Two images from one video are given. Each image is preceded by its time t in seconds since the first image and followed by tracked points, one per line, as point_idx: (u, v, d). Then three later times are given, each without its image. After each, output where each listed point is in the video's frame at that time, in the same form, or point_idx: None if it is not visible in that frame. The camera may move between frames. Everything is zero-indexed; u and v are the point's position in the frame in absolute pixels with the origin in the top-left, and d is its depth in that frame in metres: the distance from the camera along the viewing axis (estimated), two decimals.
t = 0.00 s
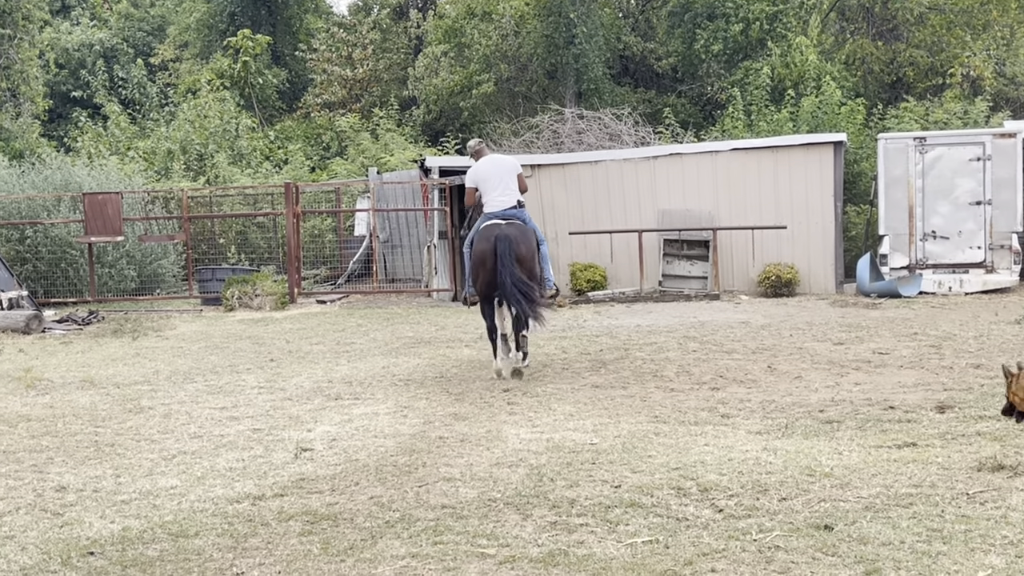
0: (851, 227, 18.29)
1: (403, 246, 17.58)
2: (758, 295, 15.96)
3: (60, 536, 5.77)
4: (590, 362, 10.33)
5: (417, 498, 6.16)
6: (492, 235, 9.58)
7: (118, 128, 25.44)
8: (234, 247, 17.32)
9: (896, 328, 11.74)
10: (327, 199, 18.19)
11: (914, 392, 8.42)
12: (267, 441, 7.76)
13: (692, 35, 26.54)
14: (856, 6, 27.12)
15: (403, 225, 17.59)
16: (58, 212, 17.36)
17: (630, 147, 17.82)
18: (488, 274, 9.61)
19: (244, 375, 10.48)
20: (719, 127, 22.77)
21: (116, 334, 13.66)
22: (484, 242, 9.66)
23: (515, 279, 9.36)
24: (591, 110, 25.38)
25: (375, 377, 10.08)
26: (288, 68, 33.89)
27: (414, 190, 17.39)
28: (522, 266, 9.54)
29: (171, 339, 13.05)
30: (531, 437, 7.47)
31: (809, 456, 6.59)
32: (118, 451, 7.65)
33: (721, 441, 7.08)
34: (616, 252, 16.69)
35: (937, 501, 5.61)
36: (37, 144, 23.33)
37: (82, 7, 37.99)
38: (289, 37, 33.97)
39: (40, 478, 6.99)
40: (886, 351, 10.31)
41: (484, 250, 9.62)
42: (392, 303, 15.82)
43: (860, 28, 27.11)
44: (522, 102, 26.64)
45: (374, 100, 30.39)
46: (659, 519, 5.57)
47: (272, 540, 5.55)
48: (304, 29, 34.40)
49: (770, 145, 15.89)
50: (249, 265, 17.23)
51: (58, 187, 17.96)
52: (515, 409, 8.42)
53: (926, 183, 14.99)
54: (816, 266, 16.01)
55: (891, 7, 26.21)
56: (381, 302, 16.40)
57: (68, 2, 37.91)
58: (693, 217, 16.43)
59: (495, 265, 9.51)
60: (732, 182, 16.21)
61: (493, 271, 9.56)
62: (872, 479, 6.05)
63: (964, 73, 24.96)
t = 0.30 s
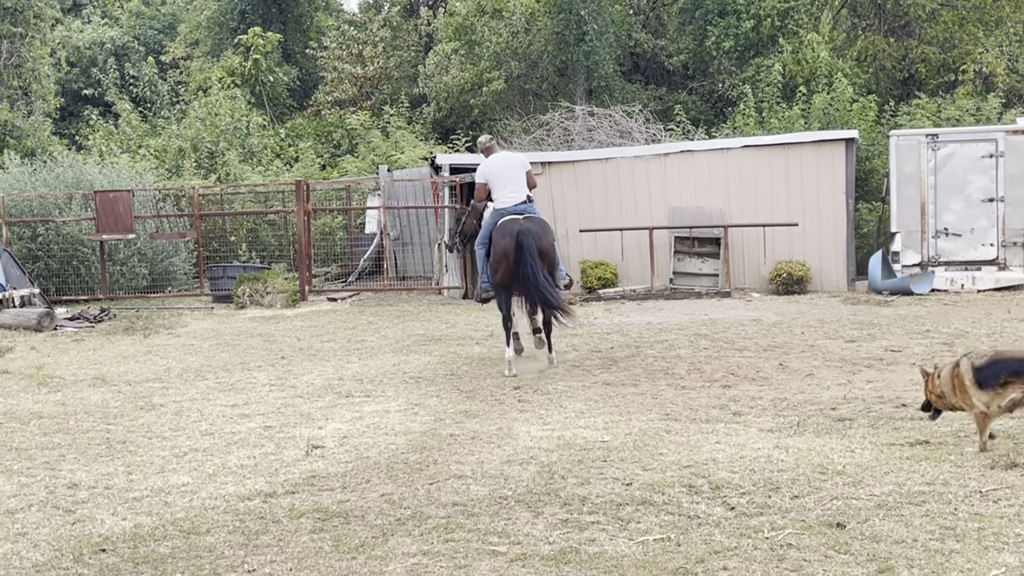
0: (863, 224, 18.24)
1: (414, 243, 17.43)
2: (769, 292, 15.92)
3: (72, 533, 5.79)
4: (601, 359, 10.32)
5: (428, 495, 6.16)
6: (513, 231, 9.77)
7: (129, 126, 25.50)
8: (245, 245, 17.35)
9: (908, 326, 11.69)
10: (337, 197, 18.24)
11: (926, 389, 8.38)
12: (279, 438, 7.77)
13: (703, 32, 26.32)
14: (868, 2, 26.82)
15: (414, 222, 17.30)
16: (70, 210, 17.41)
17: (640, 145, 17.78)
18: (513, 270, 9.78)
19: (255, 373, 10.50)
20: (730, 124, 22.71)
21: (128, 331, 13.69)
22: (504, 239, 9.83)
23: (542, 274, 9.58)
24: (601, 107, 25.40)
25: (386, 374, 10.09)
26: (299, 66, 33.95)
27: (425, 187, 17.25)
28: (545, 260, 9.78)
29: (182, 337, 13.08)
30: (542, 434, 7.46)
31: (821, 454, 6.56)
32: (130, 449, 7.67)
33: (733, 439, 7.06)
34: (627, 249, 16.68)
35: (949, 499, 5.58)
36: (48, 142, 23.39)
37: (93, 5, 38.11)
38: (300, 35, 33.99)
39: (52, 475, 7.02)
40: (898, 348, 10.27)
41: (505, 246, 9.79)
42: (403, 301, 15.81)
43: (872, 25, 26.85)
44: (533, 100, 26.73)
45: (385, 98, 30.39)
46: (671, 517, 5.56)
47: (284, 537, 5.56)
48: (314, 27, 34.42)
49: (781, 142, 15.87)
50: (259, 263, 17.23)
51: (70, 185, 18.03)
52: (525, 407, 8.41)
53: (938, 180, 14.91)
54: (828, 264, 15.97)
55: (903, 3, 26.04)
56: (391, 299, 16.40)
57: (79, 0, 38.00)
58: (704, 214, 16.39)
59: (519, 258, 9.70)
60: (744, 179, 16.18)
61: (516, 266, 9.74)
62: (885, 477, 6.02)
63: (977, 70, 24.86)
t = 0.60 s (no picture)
0: (872, 225, 18.23)
1: (421, 245, 17.47)
2: (777, 293, 15.91)
3: (82, 534, 5.82)
4: (610, 361, 10.33)
5: (436, 497, 6.17)
6: (530, 232, 10.11)
7: (138, 128, 25.56)
8: (254, 246, 17.35)
9: (917, 327, 11.67)
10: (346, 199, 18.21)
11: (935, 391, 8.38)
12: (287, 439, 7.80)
13: (712, 33, 26.30)
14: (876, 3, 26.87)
15: (422, 224, 17.41)
16: (80, 212, 17.47)
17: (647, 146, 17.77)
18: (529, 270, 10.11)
19: (265, 374, 10.53)
20: (738, 125, 22.70)
21: (137, 333, 13.73)
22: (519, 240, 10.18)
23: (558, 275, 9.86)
24: (609, 108, 25.36)
25: (395, 375, 10.10)
26: (308, 68, 34.00)
27: (433, 189, 17.31)
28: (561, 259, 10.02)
29: (192, 338, 13.12)
30: (551, 436, 7.47)
31: (829, 456, 6.55)
32: (140, 450, 7.70)
33: (741, 440, 7.06)
34: (635, 251, 16.63)
35: (958, 501, 5.57)
36: (58, 143, 23.47)
37: (102, 8, 38.25)
38: (308, 37, 34.01)
39: (61, 476, 7.04)
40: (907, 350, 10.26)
41: (522, 248, 10.13)
42: (411, 303, 15.81)
43: (880, 26, 26.91)
44: (541, 101, 26.66)
45: (393, 99, 30.42)
46: (680, 519, 5.56)
47: (293, 539, 5.57)
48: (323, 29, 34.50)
49: (790, 143, 15.87)
50: (268, 264, 17.24)
51: (79, 187, 18.09)
52: (534, 408, 8.42)
53: (946, 182, 14.88)
54: (837, 265, 15.96)
55: (911, 5, 26.17)
56: (399, 301, 16.44)
57: (88, 2, 38.16)
58: (713, 215, 16.39)
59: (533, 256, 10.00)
60: (752, 180, 16.18)
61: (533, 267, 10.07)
62: (893, 479, 6.02)
63: (985, 71, 24.78)
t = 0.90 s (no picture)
0: (879, 237, 18.20)
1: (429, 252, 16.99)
2: (783, 304, 15.89)
3: (88, 540, 5.82)
4: (616, 371, 10.32)
5: (442, 505, 6.17)
6: (540, 242, 10.22)
7: (146, 135, 25.64)
8: (261, 254, 17.33)
9: (924, 339, 11.65)
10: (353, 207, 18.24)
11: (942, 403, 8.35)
12: (293, 447, 7.80)
13: (719, 44, 26.54)
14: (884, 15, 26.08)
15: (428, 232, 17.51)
16: (87, 218, 17.53)
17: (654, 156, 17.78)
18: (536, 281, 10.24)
19: (270, 382, 10.54)
20: (745, 135, 22.70)
21: (143, 339, 13.76)
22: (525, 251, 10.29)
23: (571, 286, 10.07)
24: (616, 118, 25.41)
25: (400, 384, 10.09)
26: (315, 77, 34.26)
27: (440, 197, 17.45)
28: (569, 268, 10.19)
29: (198, 345, 13.14)
30: (556, 445, 7.46)
31: (835, 467, 6.55)
32: (145, 456, 7.70)
33: (747, 451, 7.05)
34: (642, 261, 16.63)
35: (965, 513, 5.56)
36: (66, 150, 23.55)
37: (111, 15, 38.41)
38: (316, 45, 34.20)
39: (67, 482, 7.05)
40: (913, 361, 10.24)
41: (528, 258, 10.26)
42: (417, 311, 15.82)
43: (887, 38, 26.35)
44: (548, 110, 26.69)
45: (401, 108, 30.44)
46: (685, 529, 5.55)
47: (298, 546, 5.57)
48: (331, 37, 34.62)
49: (797, 153, 15.87)
50: (275, 272, 17.22)
51: (87, 193, 18.13)
52: (539, 418, 8.41)
53: (954, 193, 14.87)
54: (843, 276, 15.95)
55: (920, 17, 25.71)
56: (405, 309, 16.46)
57: (97, 10, 38.32)
58: (719, 225, 16.39)
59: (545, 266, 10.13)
60: (759, 190, 16.19)
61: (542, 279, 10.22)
62: (900, 490, 6.00)
63: (993, 83, 24.71)
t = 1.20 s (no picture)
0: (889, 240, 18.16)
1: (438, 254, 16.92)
2: (794, 307, 15.85)
3: (98, 540, 5.84)
4: (626, 373, 10.31)
5: (452, 507, 6.17)
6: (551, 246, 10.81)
7: (157, 136, 25.69)
8: (271, 255, 17.33)
9: (935, 342, 11.61)
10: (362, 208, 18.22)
11: (954, 406, 8.32)
12: (303, 447, 7.81)
13: (730, 46, 26.44)
14: (896, 19, 26.54)
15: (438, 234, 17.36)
16: (99, 219, 17.62)
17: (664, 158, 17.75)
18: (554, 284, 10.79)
19: (280, 383, 10.55)
20: (756, 138, 22.67)
21: (154, 340, 13.79)
22: (538, 254, 10.76)
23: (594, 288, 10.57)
24: (627, 120, 25.48)
25: (410, 385, 10.10)
26: (326, 78, 34.34)
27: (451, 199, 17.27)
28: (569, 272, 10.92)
29: (208, 346, 13.18)
30: (567, 447, 7.46)
31: (846, 470, 6.53)
32: (156, 456, 7.72)
33: (758, 454, 7.03)
34: (652, 264, 16.61)
35: (977, 518, 5.53)
36: (78, 151, 23.62)
37: (123, 16, 38.52)
38: (327, 47, 34.26)
39: (78, 482, 7.07)
40: (925, 365, 10.21)
41: (548, 262, 10.75)
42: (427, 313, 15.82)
43: (898, 40, 26.59)
44: (559, 113, 26.76)
45: (412, 109, 30.54)
46: (696, 532, 5.54)
47: (308, 547, 5.57)
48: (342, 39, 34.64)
49: (808, 156, 15.83)
50: (285, 273, 17.29)
51: (98, 194, 18.20)
52: (549, 419, 8.41)
53: (965, 197, 14.81)
54: (854, 279, 15.90)
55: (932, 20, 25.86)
56: (415, 311, 16.48)
57: (109, 11, 38.45)
58: (730, 228, 16.36)
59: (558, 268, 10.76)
60: (769, 193, 16.16)
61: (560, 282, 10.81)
62: (911, 494, 5.98)
63: (1006, 86, 24.53)
